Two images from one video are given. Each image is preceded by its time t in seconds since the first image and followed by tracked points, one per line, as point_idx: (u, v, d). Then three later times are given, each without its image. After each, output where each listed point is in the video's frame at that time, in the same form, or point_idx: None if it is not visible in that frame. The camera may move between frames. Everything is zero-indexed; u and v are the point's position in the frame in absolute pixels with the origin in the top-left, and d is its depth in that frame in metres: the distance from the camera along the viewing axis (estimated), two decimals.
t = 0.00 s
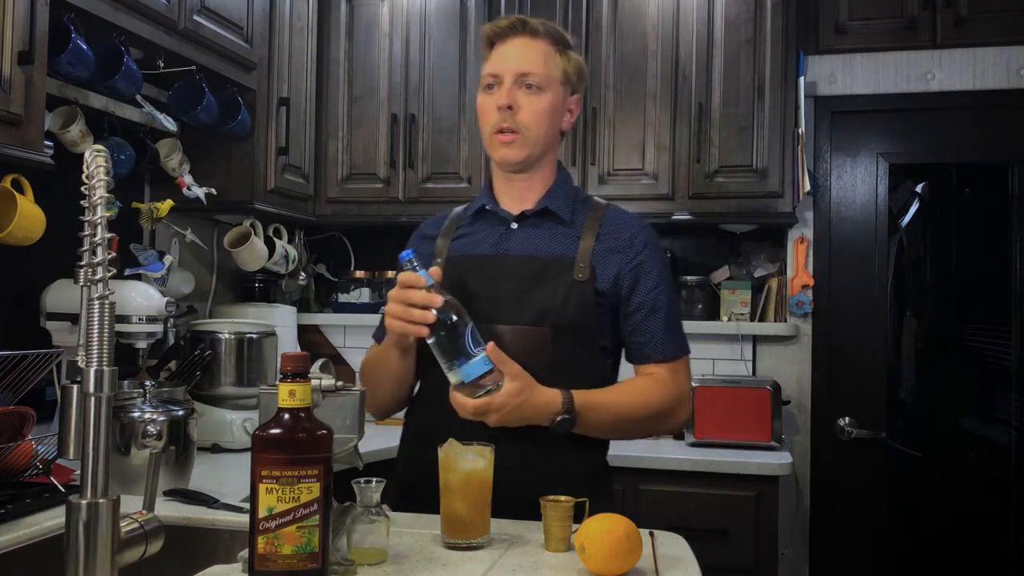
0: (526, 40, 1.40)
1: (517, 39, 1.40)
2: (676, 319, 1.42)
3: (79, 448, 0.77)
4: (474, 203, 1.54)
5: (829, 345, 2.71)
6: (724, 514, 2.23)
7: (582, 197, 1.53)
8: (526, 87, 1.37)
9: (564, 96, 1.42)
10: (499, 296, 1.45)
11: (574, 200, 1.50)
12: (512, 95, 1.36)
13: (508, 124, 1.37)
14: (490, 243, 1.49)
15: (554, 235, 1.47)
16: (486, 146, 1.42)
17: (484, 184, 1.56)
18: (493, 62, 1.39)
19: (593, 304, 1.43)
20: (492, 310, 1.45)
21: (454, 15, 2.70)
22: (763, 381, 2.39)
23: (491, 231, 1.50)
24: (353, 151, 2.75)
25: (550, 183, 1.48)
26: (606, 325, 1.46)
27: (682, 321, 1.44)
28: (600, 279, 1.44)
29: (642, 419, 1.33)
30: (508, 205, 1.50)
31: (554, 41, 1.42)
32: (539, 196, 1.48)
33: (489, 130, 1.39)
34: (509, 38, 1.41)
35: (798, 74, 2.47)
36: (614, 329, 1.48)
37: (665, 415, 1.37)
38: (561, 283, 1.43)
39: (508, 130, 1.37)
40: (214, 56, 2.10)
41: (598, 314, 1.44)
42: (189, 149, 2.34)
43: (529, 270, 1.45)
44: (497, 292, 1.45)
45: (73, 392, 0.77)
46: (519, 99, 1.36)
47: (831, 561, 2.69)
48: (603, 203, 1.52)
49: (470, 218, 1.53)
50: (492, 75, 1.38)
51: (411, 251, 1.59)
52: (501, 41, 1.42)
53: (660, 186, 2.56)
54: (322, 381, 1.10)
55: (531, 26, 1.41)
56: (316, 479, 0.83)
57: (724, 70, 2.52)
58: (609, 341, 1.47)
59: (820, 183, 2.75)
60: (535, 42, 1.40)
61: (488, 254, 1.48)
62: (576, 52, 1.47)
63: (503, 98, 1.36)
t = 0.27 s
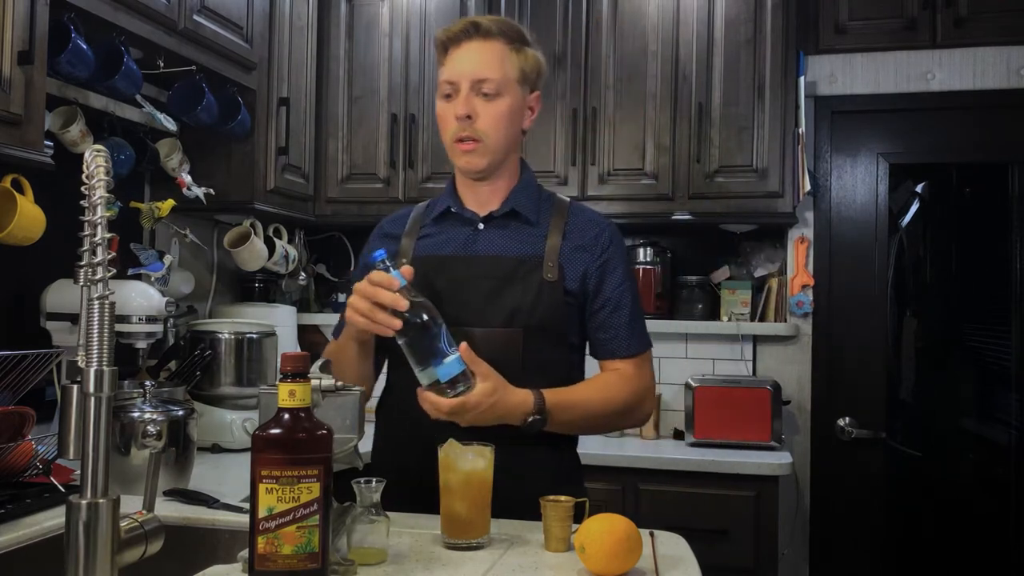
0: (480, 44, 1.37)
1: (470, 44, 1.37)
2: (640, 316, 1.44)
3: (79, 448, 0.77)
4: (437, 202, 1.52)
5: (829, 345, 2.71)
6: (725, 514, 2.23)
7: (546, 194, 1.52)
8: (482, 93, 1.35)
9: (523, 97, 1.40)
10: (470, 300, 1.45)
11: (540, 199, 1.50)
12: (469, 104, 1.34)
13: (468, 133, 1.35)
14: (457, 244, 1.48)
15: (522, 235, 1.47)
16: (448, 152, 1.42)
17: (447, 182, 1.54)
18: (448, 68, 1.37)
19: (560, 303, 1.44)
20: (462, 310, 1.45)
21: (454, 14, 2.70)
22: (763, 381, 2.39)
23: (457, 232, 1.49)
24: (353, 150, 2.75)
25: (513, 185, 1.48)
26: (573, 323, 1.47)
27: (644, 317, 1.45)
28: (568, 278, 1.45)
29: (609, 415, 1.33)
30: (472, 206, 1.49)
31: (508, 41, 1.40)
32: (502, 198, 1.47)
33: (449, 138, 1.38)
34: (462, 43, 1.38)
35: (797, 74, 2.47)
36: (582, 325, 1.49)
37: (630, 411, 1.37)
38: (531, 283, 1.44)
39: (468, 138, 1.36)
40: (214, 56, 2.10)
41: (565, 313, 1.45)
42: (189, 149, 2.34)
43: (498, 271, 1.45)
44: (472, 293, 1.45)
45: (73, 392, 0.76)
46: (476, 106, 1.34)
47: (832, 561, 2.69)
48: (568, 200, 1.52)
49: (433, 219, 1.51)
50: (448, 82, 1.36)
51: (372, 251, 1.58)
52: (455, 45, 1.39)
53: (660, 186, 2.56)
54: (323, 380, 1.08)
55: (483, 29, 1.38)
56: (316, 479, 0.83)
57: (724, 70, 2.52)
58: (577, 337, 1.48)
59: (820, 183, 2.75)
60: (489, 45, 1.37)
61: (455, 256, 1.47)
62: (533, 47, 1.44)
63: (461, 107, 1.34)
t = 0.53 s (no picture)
0: (463, 61, 1.33)
1: (454, 60, 1.34)
2: (637, 315, 1.42)
3: (79, 448, 0.77)
4: (436, 203, 1.53)
5: (829, 345, 2.71)
6: (725, 514, 2.23)
7: (546, 195, 1.52)
8: (471, 111, 1.33)
9: (514, 104, 1.37)
10: (465, 296, 1.46)
11: (538, 199, 1.50)
12: (458, 126, 1.34)
13: (462, 152, 1.37)
14: (454, 242, 1.49)
15: (518, 234, 1.47)
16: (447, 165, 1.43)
17: (447, 183, 1.55)
18: (434, 88, 1.35)
19: (555, 300, 1.43)
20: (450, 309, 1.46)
21: (455, 15, 2.70)
22: (763, 381, 2.39)
23: (454, 231, 1.50)
24: (353, 150, 2.75)
25: (510, 186, 1.48)
26: (568, 321, 1.46)
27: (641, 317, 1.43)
28: (563, 275, 1.44)
29: (599, 410, 1.31)
30: (469, 206, 1.50)
31: (494, 49, 1.35)
32: (500, 199, 1.48)
33: (446, 156, 1.39)
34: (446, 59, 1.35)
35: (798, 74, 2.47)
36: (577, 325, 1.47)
37: (625, 408, 1.35)
38: (526, 280, 1.43)
39: (463, 156, 1.38)
40: (214, 56, 2.10)
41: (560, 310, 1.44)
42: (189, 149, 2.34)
43: (494, 269, 1.45)
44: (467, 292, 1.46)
45: (73, 391, 0.77)
46: (466, 127, 1.34)
47: (832, 561, 2.69)
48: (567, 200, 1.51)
49: (431, 218, 1.52)
50: (437, 103, 1.34)
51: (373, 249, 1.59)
52: (439, 61, 1.36)
53: (661, 185, 2.56)
54: (323, 380, 1.08)
55: (465, 42, 1.33)
56: (316, 479, 0.83)
57: (724, 71, 2.52)
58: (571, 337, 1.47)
59: (820, 183, 2.75)
60: (473, 59, 1.33)
61: (452, 254, 1.48)
62: (522, 43, 1.39)
63: (453, 129, 1.34)
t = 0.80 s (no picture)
0: (482, 55, 1.34)
1: (473, 54, 1.35)
2: (649, 314, 1.41)
3: (79, 448, 0.77)
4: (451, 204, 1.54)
5: (830, 345, 2.71)
6: (724, 514, 2.23)
7: (560, 195, 1.52)
8: (488, 105, 1.34)
9: (530, 101, 1.38)
10: (476, 295, 1.47)
11: (551, 199, 1.49)
12: (474, 118, 1.33)
13: (477, 146, 1.36)
14: (466, 242, 1.50)
15: (528, 234, 1.47)
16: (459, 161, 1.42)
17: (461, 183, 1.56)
18: (452, 81, 1.35)
19: (565, 300, 1.43)
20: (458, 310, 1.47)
21: (454, 15, 2.70)
22: (763, 381, 2.39)
23: (466, 231, 1.51)
24: (353, 150, 2.75)
25: (523, 184, 1.48)
26: (580, 321, 1.45)
27: (654, 317, 1.42)
28: (574, 275, 1.44)
29: (608, 412, 1.30)
30: (481, 205, 1.50)
31: (512, 46, 1.37)
32: (512, 197, 1.48)
33: (459, 150, 1.38)
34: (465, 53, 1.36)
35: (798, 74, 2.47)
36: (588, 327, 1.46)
37: (633, 410, 1.33)
38: (535, 280, 1.44)
39: (477, 150, 1.37)
40: (214, 56, 2.10)
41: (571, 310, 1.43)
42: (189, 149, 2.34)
43: (504, 269, 1.46)
44: (479, 290, 1.47)
45: (73, 391, 0.77)
46: (482, 120, 1.34)
47: (832, 561, 2.69)
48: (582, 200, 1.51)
49: (444, 219, 1.53)
50: (454, 95, 1.35)
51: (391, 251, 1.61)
52: (458, 55, 1.37)
53: (660, 185, 2.56)
54: (323, 380, 1.09)
55: (485, 37, 1.35)
56: (316, 479, 0.83)
57: (724, 71, 2.52)
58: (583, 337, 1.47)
59: (820, 183, 2.75)
60: (492, 53, 1.34)
61: (463, 254, 1.49)
62: (539, 45, 1.41)
63: (468, 121, 1.33)
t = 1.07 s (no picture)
0: (524, 49, 1.36)
1: (514, 48, 1.36)
2: (664, 319, 1.41)
3: (79, 448, 0.77)
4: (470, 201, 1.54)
5: (830, 345, 2.71)
6: (724, 514, 2.23)
7: (579, 199, 1.53)
8: (529, 99, 1.35)
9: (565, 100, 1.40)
10: (491, 296, 1.46)
11: (570, 202, 1.50)
12: (516, 111, 1.34)
13: (515, 139, 1.36)
14: (483, 241, 1.50)
15: (545, 235, 1.47)
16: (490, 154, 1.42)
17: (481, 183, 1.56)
18: (491, 72, 1.36)
19: (581, 302, 1.43)
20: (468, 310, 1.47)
21: (454, 15, 2.70)
22: (763, 381, 2.39)
23: (484, 230, 1.51)
24: (353, 150, 2.75)
25: (546, 185, 1.49)
26: (594, 322, 1.45)
27: (670, 320, 1.43)
28: (590, 277, 1.44)
29: (617, 413, 1.30)
30: (502, 205, 1.51)
31: (549, 44, 1.39)
32: (534, 197, 1.48)
33: (494, 143, 1.38)
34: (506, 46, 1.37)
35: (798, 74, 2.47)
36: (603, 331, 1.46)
37: (643, 413, 1.34)
38: (551, 280, 1.43)
39: (514, 144, 1.37)
40: (214, 56, 2.10)
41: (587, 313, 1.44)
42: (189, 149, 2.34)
43: (519, 269, 1.46)
44: (493, 291, 1.46)
45: (73, 392, 0.77)
46: (523, 113, 1.35)
47: (832, 561, 2.69)
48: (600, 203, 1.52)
49: (463, 218, 1.54)
50: (493, 87, 1.35)
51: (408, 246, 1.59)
52: (497, 48, 1.38)
53: (660, 185, 2.56)
54: (322, 380, 1.08)
55: (527, 32, 1.37)
56: (316, 479, 0.83)
57: (724, 71, 2.52)
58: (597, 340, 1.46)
59: (820, 183, 2.75)
60: (534, 49, 1.36)
61: (480, 253, 1.49)
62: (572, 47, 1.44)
63: (510, 114, 1.34)
